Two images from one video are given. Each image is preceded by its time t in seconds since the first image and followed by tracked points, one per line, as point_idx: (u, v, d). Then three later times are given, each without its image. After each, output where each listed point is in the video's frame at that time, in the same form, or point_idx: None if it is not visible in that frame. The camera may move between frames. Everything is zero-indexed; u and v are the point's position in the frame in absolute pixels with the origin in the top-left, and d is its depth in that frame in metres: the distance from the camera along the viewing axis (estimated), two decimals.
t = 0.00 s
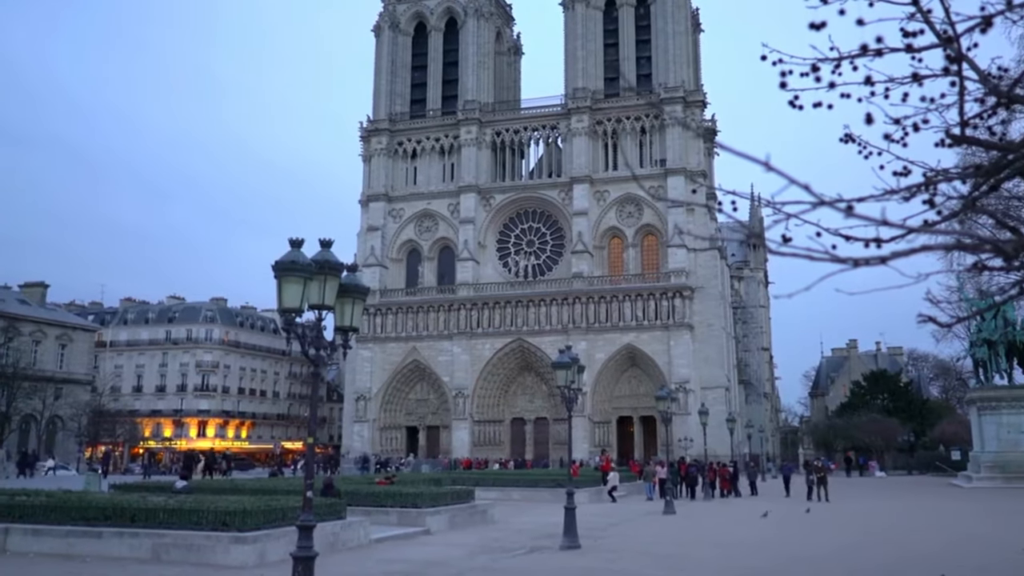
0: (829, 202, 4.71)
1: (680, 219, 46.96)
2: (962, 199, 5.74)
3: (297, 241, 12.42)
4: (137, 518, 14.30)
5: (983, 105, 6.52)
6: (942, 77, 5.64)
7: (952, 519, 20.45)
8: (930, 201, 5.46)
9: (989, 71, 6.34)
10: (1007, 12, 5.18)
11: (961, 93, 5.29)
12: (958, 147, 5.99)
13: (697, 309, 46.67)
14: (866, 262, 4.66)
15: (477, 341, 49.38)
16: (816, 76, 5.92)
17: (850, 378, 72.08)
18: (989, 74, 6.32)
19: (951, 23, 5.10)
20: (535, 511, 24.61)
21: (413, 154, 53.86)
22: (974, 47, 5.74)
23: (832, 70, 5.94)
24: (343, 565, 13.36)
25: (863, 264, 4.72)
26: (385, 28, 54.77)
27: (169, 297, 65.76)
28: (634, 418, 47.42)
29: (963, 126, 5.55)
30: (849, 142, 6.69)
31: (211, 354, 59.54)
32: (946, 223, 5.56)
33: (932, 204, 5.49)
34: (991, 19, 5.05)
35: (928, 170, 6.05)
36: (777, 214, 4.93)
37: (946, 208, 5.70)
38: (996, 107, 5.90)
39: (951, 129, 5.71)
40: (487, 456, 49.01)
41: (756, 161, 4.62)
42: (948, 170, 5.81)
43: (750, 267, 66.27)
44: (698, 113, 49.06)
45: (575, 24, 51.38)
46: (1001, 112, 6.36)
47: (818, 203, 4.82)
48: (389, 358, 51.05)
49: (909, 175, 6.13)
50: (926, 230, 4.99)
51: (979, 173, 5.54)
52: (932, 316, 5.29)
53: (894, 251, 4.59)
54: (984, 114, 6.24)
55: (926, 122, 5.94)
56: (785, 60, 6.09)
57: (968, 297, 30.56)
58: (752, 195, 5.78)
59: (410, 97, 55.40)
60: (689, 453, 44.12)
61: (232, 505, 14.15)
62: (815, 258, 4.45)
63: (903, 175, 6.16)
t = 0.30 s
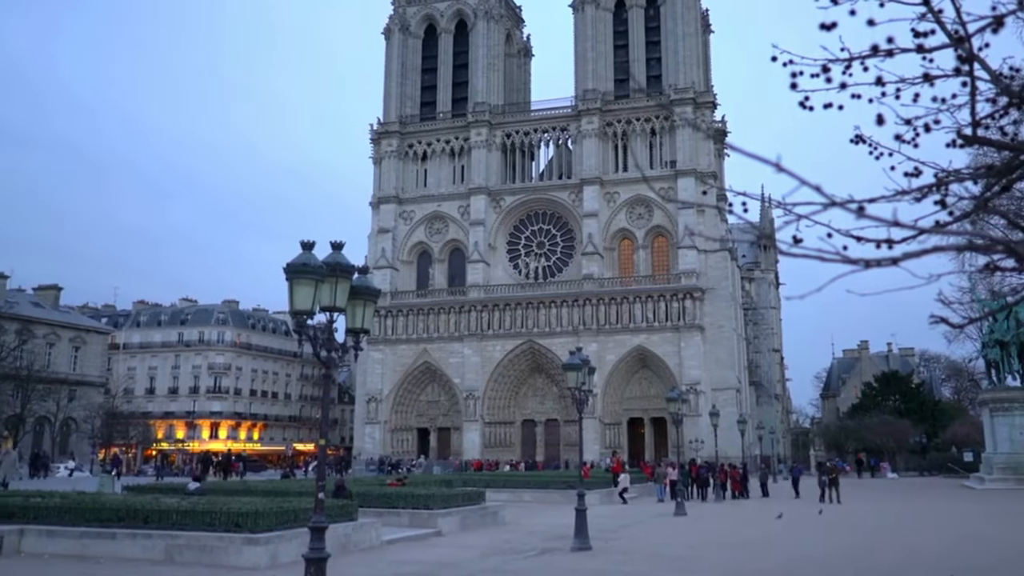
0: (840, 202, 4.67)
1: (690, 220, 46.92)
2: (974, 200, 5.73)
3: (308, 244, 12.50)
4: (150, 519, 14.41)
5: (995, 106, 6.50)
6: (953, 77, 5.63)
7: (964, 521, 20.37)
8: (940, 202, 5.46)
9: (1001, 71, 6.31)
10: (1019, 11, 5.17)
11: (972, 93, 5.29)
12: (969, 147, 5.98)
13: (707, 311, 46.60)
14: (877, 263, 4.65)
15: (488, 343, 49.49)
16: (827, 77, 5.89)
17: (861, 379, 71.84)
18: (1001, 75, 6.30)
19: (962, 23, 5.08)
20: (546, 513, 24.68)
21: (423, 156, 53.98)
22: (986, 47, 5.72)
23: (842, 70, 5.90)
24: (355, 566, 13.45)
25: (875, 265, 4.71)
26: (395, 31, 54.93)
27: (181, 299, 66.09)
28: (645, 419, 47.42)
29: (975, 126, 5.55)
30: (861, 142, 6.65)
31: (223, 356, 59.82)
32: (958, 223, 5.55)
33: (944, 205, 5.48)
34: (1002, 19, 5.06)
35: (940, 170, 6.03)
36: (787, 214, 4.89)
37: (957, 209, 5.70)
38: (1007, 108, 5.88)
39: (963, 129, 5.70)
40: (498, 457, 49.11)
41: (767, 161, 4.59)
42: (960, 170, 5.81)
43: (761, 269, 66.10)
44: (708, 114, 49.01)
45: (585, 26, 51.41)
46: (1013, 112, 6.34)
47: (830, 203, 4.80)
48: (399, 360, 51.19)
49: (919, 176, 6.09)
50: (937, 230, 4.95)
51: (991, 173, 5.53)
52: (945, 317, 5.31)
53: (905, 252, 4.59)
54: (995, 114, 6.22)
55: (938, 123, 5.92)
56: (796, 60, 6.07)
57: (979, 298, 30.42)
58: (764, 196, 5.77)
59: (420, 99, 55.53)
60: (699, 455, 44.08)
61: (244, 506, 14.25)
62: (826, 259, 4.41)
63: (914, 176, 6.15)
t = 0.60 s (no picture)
0: (855, 202, 4.63)
1: (703, 221, 46.85)
2: (990, 201, 5.72)
3: (321, 247, 12.58)
4: (165, 521, 14.50)
5: (1010, 105, 6.48)
6: (969, 77, 5.60)
7: (980, 523, 20.26)
8: (956, 202, 5.45)
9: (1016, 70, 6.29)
10: None
11: (987, 92, 5.28)
12: (984, 148, 5.96)
13: (720, 313, 46.48)
14: (892, 265, 4.63)
15: (500, 345, 49.55)
16: (840, 78, 5.83)
17: (875, 381, 71.51)
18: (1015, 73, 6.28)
19: (978, 23, 5.06)
20: (559, 515, 24.68)
21: (435, 159, 54.10)
22: (1000, 47, 5.69)
23: (855, 70, 5.84)
24: (369, 569, 13.51)
25: (889, 266, 4.68)
26: (407, 33, 55.08)
27: (196, 302, 66.42)
28: (658, 421, 47.37)
29: (990, 126, 5.53)
30: (874, 142, 6.60)
31: (237, 359, 60.09)
32: (973, 224, 5.54)
33: (958, 205, 5.47)
34: (1018, 18, 5.04)
35: (954, 170, 6.01)
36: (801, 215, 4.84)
37: (972, 209, 5.69)
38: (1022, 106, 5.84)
39: (979, 128, 5.68)
40: (511, 459, 49.18)
41: (780, 162, 4.54)
42: (975, 170, 5.80)
43: (775, 270, 65.84)
44: (720, 115, 48.93)
45: (596, 28, 51.45)
46: None
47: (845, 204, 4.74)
48: (412, 362, 51.30)
49: (934, 176, 6.05)
50: (953, 231, 4.91)
51: (1006, 173, 5.51)
52: (960, 319, 5.31)
53: (921, 253, 4.57)
54: (1009, 113, 6.20)
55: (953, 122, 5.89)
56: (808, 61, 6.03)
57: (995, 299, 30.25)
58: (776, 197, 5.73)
59: (432, 102, 55.64)
60: (713, 457, 44.01)
61: (259, 509, 14.34)
62: (843, 261, 4.37)
63: (929, 175, 6.13)
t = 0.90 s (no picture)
0: (869, 203, 4.65)
1: (716, 222, 46.72)
2: (1005, 200, 5.74)
3: (334, 249, 12.62)
4: (180, 523, 14.59)
5: None
6: (984, 76, 5.58)
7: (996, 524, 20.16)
8: (970, 202, 5.47)
9: None
10: None
11: (1002, 91, 5.29)
12: (999, 146, 5.96)
13: (733, 314, 46.36)
14: (907, 264, 4.64)
15: (513, 347, 49.57)
16: (854, 78, 5.80)
17: (890, 382, 71.13)
18: None
19: (992, 22, 5.07)
20: (573, 516, 24.69)
21: (448, 161, 54.19)
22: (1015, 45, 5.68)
23: (869, 71, 5.82)
24: (383, 570, 13.58)
25: (905, 267, 4.69)
26: (419, 36, 55.22)
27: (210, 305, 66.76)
28: (671, 423, 47.31)
29: (1005, 126, 5.54)
30: (888, 142, 6.60)
31: (251, 362, 60.34)
32: (988, 224, 5.56)
33: (974, 204, 5.49)
34: None
35: (969, 169, 6.01)
36: (814, 216, 4.85)
37: (987, 208, 5.70)
38: None
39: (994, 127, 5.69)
40: (524, 461, 49.24)
41: (795, 163, 4.51)
42: (990, 168, 5.81)
43: (788, 270, 65.57)
44: (733, 115, 48.83)
45: (607, 29, 51.46)
46: None
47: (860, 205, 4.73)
48: (426, 364, 51.41)
49: (949, 176, 6.03)
50: (967, 228, 4.92)
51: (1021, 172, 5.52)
52: (975, 318, 5.32)
53: (936, 253, 4.57)
54: None
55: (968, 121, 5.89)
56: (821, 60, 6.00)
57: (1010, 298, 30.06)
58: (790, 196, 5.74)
59: (444, 104, 55.74)
60: (726, 458, 43.93)
61: (273, 511, 14.41)
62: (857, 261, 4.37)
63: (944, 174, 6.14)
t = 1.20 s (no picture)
0: (882, 204, 4.53)
1: (727, 223, 46.64)
2: (1018, 201, 5.69)
3: (346, 252, 12.72)
4: (193, 526, 14.71)
5: None
6: (997, 77, 5.52)
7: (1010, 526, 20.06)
8: (984, 203, 5.41)
9: None
10: None
11: (1015, 92, 5.26)
12: (1012, 147, 5.92)
13: (744, 315, 46.26)
14: (920, 265, 4.43)
15: (525, 349, 49.61)
16: (866, 79, 5.72)
17: (902, 384, 70.79)
18: None
19: (1006, 21, 5.07)
20: (585, 519, 24.69)
21: (459, 163, 54.31)
22: None
23: (881, 71, 5.77)
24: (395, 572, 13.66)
25: (918, 267, 4.48)
26: (430, 39, 55.37)
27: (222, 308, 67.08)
28: (683, 425, 47.24)
29: (1017, 127, 5.51)
30: (900, 143, 6.55)
31: (264, 364, 60.60)
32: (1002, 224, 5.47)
33: (986, 205, 5.42)
34: None
35: (981, 171, 5.96)
36: (827, 218, 4.76)
37: (1001, 209, 5.62)
38: None
39: (1006, 128, 5.66)
40: (536, 463, 49.31)
41: (805, 163, 4.32)
42: (1003, 169, 5.76)
43: (800, 272, 65.35)
44: (744, 117, 48.76)
45: (618, 30, 51.51)
46: None
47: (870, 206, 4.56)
48: (437, 367, 51.53)
49: (962, 176, 5.99)
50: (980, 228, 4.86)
51: None
52: (987, 320, 5.23)
53: (948, 253, 4.37)
54: None
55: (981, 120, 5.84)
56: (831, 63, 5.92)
57: None
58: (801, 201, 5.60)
59: (455, 107, 55.84)
60: (738, 460, 43.86)
61: (286, 513, 14.51)
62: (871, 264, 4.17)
63: (956, 176, 6.11)
